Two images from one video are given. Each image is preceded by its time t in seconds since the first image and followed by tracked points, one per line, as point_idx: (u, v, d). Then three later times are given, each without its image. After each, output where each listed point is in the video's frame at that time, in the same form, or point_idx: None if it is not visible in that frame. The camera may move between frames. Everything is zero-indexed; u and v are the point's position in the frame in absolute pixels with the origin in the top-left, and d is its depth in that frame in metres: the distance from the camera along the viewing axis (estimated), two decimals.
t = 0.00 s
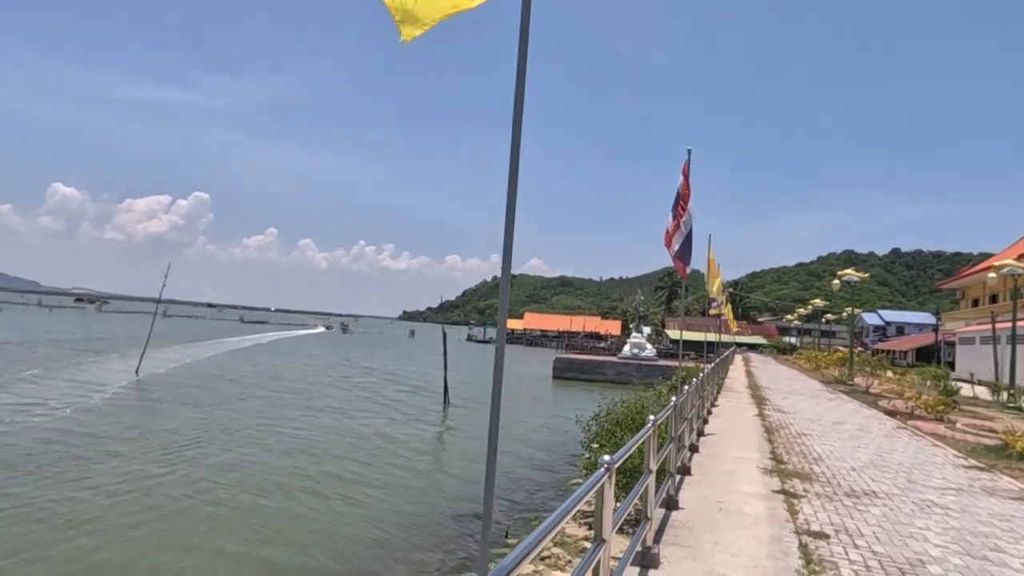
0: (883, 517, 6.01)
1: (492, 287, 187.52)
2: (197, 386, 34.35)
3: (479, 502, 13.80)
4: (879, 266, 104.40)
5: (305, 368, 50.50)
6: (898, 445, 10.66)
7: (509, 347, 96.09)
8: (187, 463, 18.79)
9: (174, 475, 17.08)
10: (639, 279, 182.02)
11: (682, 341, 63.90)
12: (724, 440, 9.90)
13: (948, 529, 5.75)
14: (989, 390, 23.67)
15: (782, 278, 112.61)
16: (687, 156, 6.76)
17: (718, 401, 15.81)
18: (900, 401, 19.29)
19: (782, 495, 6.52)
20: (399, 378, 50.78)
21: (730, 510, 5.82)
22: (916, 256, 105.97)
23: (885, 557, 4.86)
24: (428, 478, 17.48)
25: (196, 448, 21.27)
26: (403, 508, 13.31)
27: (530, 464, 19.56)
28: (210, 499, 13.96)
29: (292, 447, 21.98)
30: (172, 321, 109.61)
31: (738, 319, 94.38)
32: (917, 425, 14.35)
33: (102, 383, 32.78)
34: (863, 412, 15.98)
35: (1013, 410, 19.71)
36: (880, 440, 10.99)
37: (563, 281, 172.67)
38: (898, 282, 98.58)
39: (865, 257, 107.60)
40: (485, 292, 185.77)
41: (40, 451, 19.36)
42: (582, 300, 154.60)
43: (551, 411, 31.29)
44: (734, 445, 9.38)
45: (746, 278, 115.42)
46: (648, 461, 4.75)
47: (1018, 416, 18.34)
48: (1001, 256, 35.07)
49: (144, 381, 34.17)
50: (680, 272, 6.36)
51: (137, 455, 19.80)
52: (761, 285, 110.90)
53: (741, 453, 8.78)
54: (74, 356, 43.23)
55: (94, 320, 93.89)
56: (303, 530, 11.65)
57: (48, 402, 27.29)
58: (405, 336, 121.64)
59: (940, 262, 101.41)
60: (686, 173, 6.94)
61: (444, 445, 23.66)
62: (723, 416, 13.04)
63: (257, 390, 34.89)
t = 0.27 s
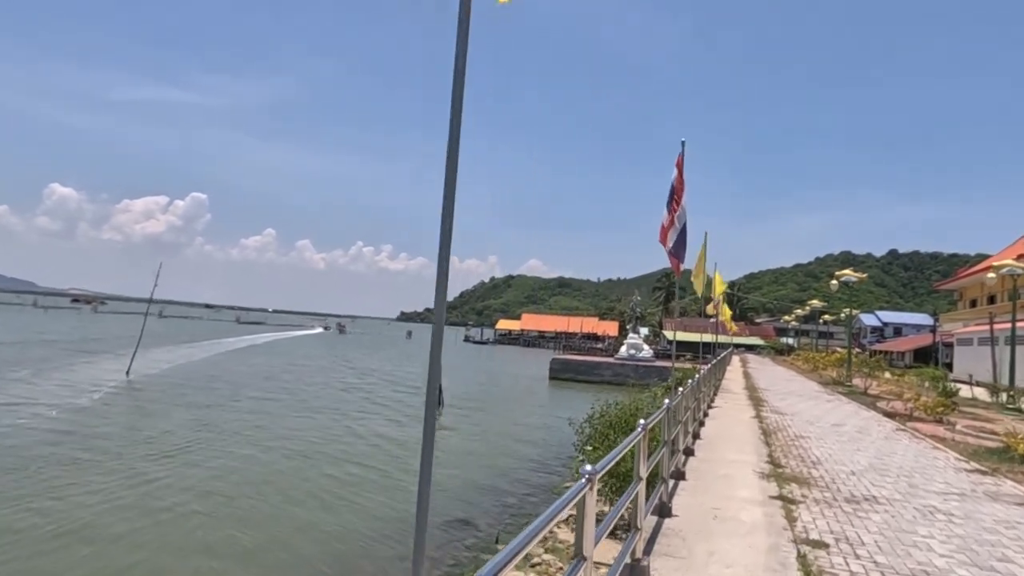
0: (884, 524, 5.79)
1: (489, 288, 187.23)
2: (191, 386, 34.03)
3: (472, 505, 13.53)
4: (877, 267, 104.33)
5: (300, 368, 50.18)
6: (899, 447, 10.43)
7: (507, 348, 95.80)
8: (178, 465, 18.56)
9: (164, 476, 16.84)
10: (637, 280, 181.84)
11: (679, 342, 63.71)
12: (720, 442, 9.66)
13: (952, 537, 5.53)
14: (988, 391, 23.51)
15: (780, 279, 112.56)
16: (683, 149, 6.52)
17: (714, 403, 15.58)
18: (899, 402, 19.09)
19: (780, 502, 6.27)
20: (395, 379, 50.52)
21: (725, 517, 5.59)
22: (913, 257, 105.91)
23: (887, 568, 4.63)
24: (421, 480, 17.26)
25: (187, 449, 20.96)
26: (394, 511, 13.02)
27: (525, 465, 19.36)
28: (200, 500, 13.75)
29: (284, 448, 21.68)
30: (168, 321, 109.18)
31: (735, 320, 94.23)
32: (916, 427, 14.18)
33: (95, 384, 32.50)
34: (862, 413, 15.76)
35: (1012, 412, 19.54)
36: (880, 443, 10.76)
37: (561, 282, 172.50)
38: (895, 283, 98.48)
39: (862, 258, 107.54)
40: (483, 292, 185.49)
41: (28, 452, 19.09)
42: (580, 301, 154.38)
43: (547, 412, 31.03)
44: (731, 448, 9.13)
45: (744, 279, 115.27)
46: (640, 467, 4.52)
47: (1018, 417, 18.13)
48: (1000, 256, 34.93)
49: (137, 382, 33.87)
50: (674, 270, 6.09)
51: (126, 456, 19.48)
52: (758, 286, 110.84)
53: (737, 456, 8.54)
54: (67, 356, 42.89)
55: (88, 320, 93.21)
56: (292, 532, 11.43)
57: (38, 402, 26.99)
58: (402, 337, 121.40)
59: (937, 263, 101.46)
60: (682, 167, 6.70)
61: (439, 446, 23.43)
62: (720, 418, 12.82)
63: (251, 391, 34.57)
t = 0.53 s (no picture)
0: (882, 533, 5.57)
1: (486, 288, 186.99)
2: (182, 386, 33.67)
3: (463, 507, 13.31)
4: (873, 267, 104.38)
5: (294, 368, 49.83)
6: (896, 450, 10.25)
7: (503, 348, 95.50)
8: (166, 465, 18.26)
9: (150, 477, 16.53)
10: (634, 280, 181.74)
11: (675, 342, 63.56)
12: (714, 445, 9.43)
13: (954, 546, 5.31)
14: (985, 392, 23.36)
15: (776, 279, 112.53)
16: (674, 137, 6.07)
17: (710, 404, 15.36)
18: (895, 403, 18.94)
19: (775, 508, 6.05)
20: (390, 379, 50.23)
21: (718, 526, 5.35)
22: (909, 257, 105.98)
23: None
24: (413, 482, 17.00)
25: (177, 450, 20.65)
26: (383, 514, 12.75)
27: (518, 467, 19.10)
28: (185, 501, 13.45)
29: (275, 449, 21.36)
30: (163, 321, 108.54)
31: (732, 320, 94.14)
32: (914, 429, 13.98)
33: (85, 384, 32.13)
34: (858, 414, 15.58)
35: (1009, 413, 19.38)
36: (877, 446, 10.58)
37: (559, 282, 172.08)
38: (891, 284, 98.51)
39: (858, 258, 107.59)
40: (480, 292, 185.23)
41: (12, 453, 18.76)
42: (576, 301, 154.21)
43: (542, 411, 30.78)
44: (724, 451, 8.90)
45: (740, 279, 115.23)
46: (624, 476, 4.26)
47: (1016, 418, 18.00)
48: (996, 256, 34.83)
49: (127, 382, 33.51)
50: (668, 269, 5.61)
51: (114, 456, 19.16)
52: (754, 286, 110.79)
53: (731, 460, 8.30)
54: (58, 356, 42.50)
55: (82, 319, 92.64)
56: (278, 536, 11.15)
57: (26, 402, 26.63)
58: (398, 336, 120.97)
59: (932, 263, 101.60)
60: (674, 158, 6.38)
61: (432, 447, 23.17)
62: (714, 420, 12.59)
63: (244, 391, 34.25)
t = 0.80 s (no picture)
0: (880, 539, 5.35)
1: (480, 288, 186.67)
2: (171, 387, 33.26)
3: (451, 510, 13.04)
4: (866, 266, 104.61)
5: (286, 368, 49.41)
6: (892, 451, 10.05)
7: (497, 348, 95.21)
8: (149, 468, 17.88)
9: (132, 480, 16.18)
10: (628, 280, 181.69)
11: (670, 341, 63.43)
12: (706, 447, 9.21)
13: (955, 553, 5.09)
14: (980, 392, 23.23)
15: (770, 279, 112.65)
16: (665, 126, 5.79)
17: (703, 405, 15.15)
18: (889, 403, 18.79)
19: (768, 513, 5.82)
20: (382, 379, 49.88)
21: (709, 533, 5.13)
22: (902, 257, 106.25)
23: None
24: (402, 483, 16.72)
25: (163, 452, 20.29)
26: (370, 517, 12.46)
27: (509, 468, 18.83)
28: (166, 504, 13.12)
29: (263, 451, 21.03)
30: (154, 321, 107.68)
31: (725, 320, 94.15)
32: (909, 429, 13.81)
33: (71, 384, 31.66)
34: (852, 414, 15.40)
35: (1003, 412, 19.25)
36: (873, 447, 10.38)
37: (553, 281, 171.93)
38: (884, 283, 98.72)
39: (851, 258, 107.84)
40: (474, 292, 184.88)
41: None
42: (570, 300, 154.06)
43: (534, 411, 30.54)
44: (716, 453, 8.68)
45: (734, 279, 115.29)
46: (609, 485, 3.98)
47: (1010, 418, 17.89)
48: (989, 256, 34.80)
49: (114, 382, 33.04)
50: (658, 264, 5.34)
51: (99, 459, 18.81)
52: (748, 285, 110.86)
53: (723, 462, 8.08)
54: (45, 356, 41.95)
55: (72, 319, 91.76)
56: (259, 543, 10.84)
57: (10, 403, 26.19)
58: (392, 336, 120.52)
59: (925, 263, 101.91)
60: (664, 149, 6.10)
61: (422, 448, 22.89)
62: (707, 420, 12.37)
63: (233, 391, 33.84)
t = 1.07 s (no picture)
0: (876, 545, 5.11)
1: (473, 287, 186.41)
2: (157, 388, 32.80)
3: (437, 513, 12.74)
4: (857, 265, 104.97)
5: (275, 368, 48.94)
6: (888, 452, 9.82)
7: (490, 347, 94.94)
8: (129, 472, 17.46)
9: (111, 485, 15.79)
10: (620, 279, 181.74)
11: (662, 340, 63.32)
12: (696, 448, 8.96)
13: (954, 559, 4.86)
14: (972, 390, 23.13)
15: (762, 278, 112.80)
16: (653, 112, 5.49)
17: (694, 404, 14.91)
18: (882, 402, 18.60)
19: (761, 519, 5.56)
20: (373, 378, 49.53)
21: (698, 541, 4.88)
22: (893, 256, 106.63)
23: None
24: (388, 485, 16.40)
25: (145, 454, 19.87)
26: (354, 521, 12.14)
27: (498, 469, 18.56)
28: (144, 508, 12.75)
29: (249, 452, 20.65)
30: (144, 320, 106.81)
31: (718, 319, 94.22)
32: (902, 429, 13.62)
33: (55, 385, 31.14)
34: (846, 414, 15.19)
35: (996, 411, 19.14)
36: (867, 447, 10.17)
37: (546, 281, 171.77)
38: (875, 282, 99.04)
39: (843, 257, 108.15)
40: (467, 291, 184.58)
41: None
42: (563, 299, 153.99)
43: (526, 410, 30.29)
44: (706, 454, 8.44)
45: (727, 278, 115.40)
46: (591, 491, 3.70)
47: (1004, 417, 17.73)
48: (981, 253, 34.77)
49: (100, 383, 32.53)
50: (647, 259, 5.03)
51: (78, 463, 18.38)
52: (740, 284, 110.95)
53: (715, 464, 7.82)
54: (31, 356, 41.34)
55: (60, 319, 90.77)
56: (236, 549, 10.49)
57: None
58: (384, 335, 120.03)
59: (916, 262, 102.33)
60: (650, 134, 5.74)
61: (411, 448, 22.58)
62: (698, 420, 12.14)
63: (221, 392, 33.40)
